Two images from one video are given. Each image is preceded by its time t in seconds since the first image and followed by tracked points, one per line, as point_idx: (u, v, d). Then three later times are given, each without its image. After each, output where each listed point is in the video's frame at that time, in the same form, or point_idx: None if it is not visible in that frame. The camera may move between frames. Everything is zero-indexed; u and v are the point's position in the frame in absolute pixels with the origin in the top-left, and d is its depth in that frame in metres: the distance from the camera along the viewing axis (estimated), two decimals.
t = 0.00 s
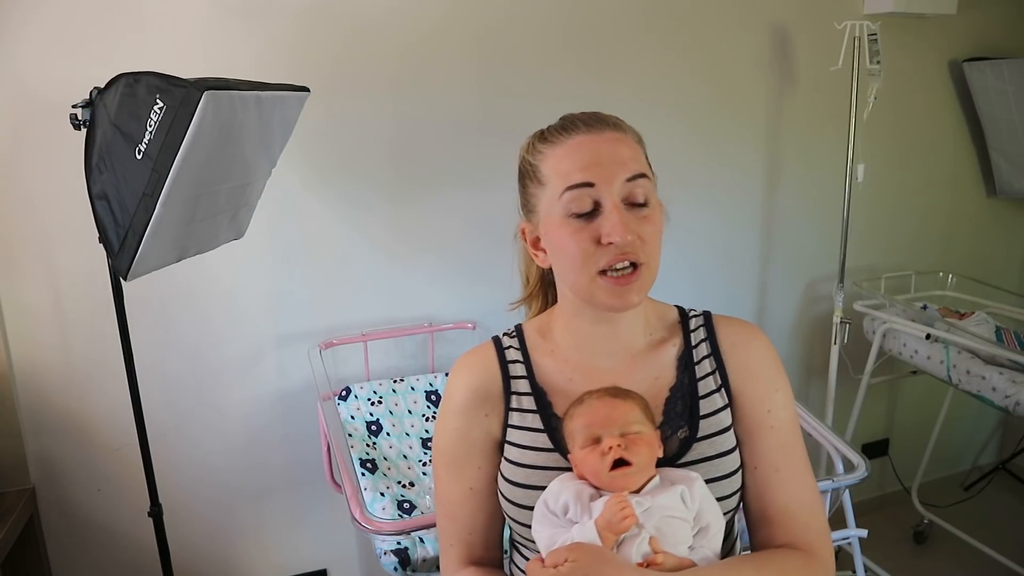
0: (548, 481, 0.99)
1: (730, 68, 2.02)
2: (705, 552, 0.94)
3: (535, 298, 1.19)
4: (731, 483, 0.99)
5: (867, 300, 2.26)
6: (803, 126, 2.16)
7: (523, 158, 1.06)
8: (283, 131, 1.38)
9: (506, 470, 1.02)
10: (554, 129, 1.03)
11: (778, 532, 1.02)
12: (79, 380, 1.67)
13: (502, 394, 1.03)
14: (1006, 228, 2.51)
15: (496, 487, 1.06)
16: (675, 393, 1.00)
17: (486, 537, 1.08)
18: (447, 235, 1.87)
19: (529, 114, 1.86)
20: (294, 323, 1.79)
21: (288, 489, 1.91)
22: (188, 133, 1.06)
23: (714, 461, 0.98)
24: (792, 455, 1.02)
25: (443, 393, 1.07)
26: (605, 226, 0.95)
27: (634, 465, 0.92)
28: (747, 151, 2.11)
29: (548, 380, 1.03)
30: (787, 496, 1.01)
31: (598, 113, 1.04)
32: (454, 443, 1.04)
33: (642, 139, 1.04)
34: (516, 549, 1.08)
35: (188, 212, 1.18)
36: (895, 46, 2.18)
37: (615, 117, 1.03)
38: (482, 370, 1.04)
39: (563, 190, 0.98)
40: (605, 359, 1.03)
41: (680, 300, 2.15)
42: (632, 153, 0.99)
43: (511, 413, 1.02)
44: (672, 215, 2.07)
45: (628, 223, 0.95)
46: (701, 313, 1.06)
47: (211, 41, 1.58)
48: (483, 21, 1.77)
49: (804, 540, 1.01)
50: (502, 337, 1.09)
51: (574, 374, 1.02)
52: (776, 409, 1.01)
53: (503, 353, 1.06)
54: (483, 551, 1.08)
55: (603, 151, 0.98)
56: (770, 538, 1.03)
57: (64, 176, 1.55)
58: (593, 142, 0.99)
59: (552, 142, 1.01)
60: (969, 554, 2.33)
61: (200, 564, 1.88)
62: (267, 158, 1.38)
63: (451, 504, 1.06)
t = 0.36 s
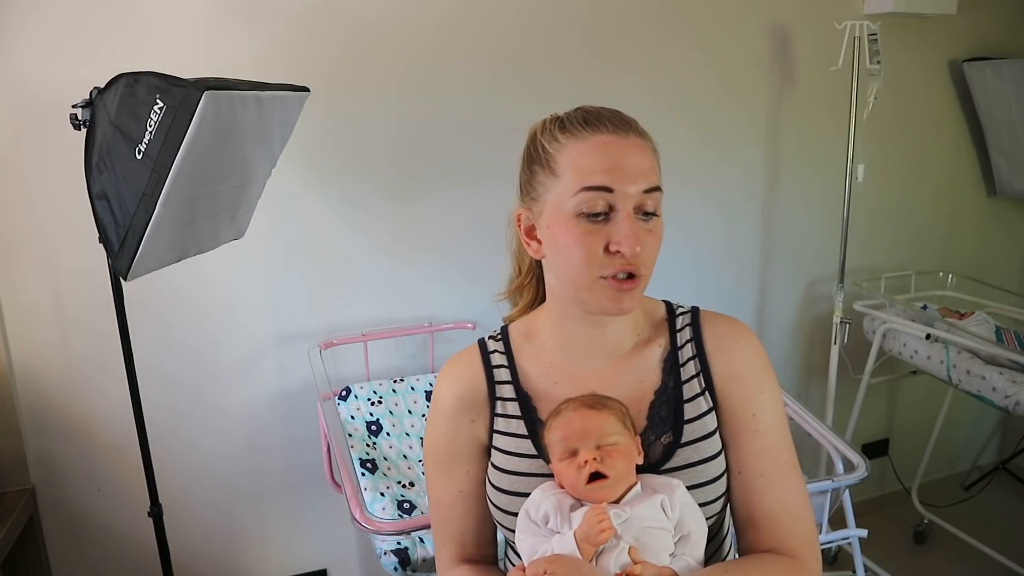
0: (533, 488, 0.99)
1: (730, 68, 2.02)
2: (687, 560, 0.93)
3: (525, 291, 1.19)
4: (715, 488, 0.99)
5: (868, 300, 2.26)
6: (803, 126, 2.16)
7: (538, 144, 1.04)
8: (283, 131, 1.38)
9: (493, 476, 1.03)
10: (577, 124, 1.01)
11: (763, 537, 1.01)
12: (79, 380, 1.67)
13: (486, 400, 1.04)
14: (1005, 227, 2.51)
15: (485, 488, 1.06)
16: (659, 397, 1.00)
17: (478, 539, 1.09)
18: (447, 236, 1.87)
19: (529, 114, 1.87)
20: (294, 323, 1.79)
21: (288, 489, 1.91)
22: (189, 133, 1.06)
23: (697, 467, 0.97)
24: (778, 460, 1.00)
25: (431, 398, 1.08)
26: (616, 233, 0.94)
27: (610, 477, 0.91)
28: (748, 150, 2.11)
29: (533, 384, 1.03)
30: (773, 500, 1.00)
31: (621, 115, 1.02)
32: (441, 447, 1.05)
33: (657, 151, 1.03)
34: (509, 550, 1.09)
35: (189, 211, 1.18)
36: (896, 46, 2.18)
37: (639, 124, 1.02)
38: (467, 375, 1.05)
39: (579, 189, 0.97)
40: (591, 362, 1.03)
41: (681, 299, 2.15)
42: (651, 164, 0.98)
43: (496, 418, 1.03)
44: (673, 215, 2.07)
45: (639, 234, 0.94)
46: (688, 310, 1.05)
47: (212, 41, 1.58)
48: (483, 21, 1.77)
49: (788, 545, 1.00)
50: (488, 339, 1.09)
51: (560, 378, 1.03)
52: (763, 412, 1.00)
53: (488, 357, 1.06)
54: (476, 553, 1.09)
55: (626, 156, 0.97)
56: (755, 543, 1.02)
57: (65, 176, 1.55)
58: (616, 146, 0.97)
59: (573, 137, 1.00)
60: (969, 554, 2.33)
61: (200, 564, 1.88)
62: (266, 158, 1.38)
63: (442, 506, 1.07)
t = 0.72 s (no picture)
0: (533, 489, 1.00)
1: (731, 67, 2.02)
2: (685, 563, 0.94)
3: (526, 290, 1.19)
4: (715, 491, 0.99)
5: (867, 301, 2.26)
6: (804, 126, 2.16)
7: (534, 146, 1.04)
8: (283, 131, 1.38)
9: (494, 476, 1.03)
10: (572, 125, 1.00)
11: (762, 539, 1.01)
12: (79, 380, 1.67)
13: (487, 400, 1.04)
14: (1006, 227, 2.51)
15: (485, 487, 1.06)
16: (658, 399, 1.00)
17: (479, 537, 1.09)
18: (447, 235, 1.87)
19: (529, 114, 1.86)
20: (294, 323, 1.79)
21: (287, 489, 1.91)
22: (189, 133, 1.06)
23: (696, 470, 0.98)
24: (777, 462, 1.00)
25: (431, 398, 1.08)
26: (611, 238, 0.94)
27: (609, 482, 0.91)
28: (748, 150, 2.11)
29: (533, 385, 1.03)
30: (773, 502, 1.00)
31: (618, 115, 1.02)
32: (441, 446, 1.05)
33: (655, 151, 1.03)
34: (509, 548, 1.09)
35: (188, 212, 1.18)
36: (896, 46, 2.18)
37: (636, 124, 1.01)
38: (467, 375, 1.05)
39: (574, 193, 0.96)
40: (590, 363, 1.03)
41: (681, 299, 2.15)
42: (647, 166, 0.98)
43: (497, 419, 1.03)
44: (673, 215, 2.07)
45: (634, 238, 0.94)
46: (688, 310, 1.05)
47: (212, 40, 1.58)
48: (483, 21, 1.77)
49: (787, 548, 1.00)
50: (488, 339, 1.09)
51: (559, 379, 1.03)
52: (763, 414, 1.00)
53: (488, 357, 1.06)
54: (476, 550, 1.09)
55: (621, 159, 0.96)
56: (754, 544, 1.02)
57: (65, 176, 1.55)
58: (612, 149, 0.97)
59: (569, 140, 0.99)
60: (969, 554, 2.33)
61: (200, 564, 1.88)
62: (266, 158, 1.38)
63: (443, 505, 1.07)
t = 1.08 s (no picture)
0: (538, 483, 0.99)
1: (731, 67, 2.02)
2: (688, 556, 0.94)
3: (533, 288, 1.18)
4: (718, 487, 0.99)
5: (867, 300, 2.26)
6: (803, 126, 2.16)
7: (539, 144, 1.04)
8: (283, 130, 1.38)
9: (499, 470, 1.03)
10: (575, 123, 1.01)
11: (766, 536, 1.01)
12: (79, 380, 1.67)
13: (494, 395, 1.04)
14: (1006, 228, 2.51)
15: (491, 483, 1.06)
16: (664, 395, 0.99)
17: (483, 534, 1.09)
18: (447, 235, 1.87)
19: (528, 114, 1.86)
20: (294, 323, 1.79)
21: (287, 489, 1.91)
22: (189, 133, 1.06)
23: (701, 466, 0.98)
24: (782, 460, 1.00)
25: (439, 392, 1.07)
26: (613, 233, 0.94)
27: (614, 473, 0.92)
28: (748, 150, 2.11)
29: (539, 380, 1.03)
30: (777, 500, 1.00)
31: (621, 113, 1.02)
32: (448, 440, 1.05)
33: (659, 148, 1.03)
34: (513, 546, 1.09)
35: (189, 212, 1.18)
36: (896, 46, 2.18)
37: (638, 122, 1.01)
38: (475, 370, 1.05)
39: (576, 189, 0.97)
40: (597, 359, 1.02)
41: (681, 299, 2.15)
42: (649, 162, 0.97)
43: (503, 414, 1.03)
44: (673, 215, 2.07)
45: (637, 233, 0.94)
46: (695, 309, 1.05)
47: (211, 41, 1.58)
48: (482, 22, 1.77)
49: (789, 545, 1.00)
50: (495, 335, 1.09)
51: (566, 376, 1.02)
52: (768, 412, 0.99)
53: (496, 352, 1.06)
54: (481, 547, 1.09)
55: (623, 156, 0.96)
56: (757, 541, 1.02)
57: (64, 176, 1.55)
58: (614, 145, 0.97)
59: (572, 137, 1.00)
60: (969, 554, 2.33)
61: (200, 565, 1.88)
62: (266, 158, 1.38)
63: (448, 500, 1.07)
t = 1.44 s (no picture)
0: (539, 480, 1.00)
1: (731, 68, 2.02)
2: (688, 554, 0.93)
3: (542, 289, 1.18)
4: (720, 486, 0.99)
5: (867, 300, 2.26)
6: (803, 126, 2.16)
7: (543, 145, 1.05)
8: (283, 130, 1.37)
9: (501, 467, 1.03)
10: (577, 122, 1.01)
11: (768, 535, 1.01)
12: (79, 380, 1.67)
13: (499, 392, 1.04)
14: (1006, 228, 2.51)
15: (495, 480, 1.06)
16: (668, 394, 1.00)
17: (486, 533, 1.08)
18: (447, 235, 1.87)
19: (528, 114, 1.86)
20: (294, 323, 1.79)
21: (288, 490, 1.91)
22: (189, 133, 1.06)
23: (703, 464, 0.98)
24: (786, 460, 0.99)
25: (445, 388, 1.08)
26: (614, 228, 0.94)
27: (615, 466, 0.92)
28: (748, 150, 2.11)
29: (544, 378, 1.03)
30: (780, 500, 0.99)
31: (623, 113, 1.02)
32: (452, 436, 1.05)
33: (661, 146, 1.03)
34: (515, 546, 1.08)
35: (189, 211, 1.18)
36: (896, 46, 2.18)
37: (640, 121, 1.02)
38: (481, 367, 1.05)
39: (577, 186, 0.97)
40: (601, 358, 1.02)
41: (681, 299, 2.15)
42: (650, 158, 0.97)
43: (507, 411, 1.03)
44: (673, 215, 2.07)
45: (638, 228, 0.94)
46: (701, 312, 1.05)
47: (211, 41, 1.58)
48: (481, 22, 1.77)
49: (792, 545, 0.99)
50: (502, 334, 1.09)
51: (570, 374, 1.03)
52: (771, 412, 0.99)
53: (501, 350, 1.06)
54: (483, 547, 1.08)
55: (623, 152, 0.96)
56: (759, 541, 1.01)
57: (64, 176, 1.55)
58: (614, 142, 0.97)
59: (573, 136, 1.00)
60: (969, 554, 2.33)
61: (200, 565, 1.88)
62: (266, 157, 1.38)
63: (451, 498, 1.07)
